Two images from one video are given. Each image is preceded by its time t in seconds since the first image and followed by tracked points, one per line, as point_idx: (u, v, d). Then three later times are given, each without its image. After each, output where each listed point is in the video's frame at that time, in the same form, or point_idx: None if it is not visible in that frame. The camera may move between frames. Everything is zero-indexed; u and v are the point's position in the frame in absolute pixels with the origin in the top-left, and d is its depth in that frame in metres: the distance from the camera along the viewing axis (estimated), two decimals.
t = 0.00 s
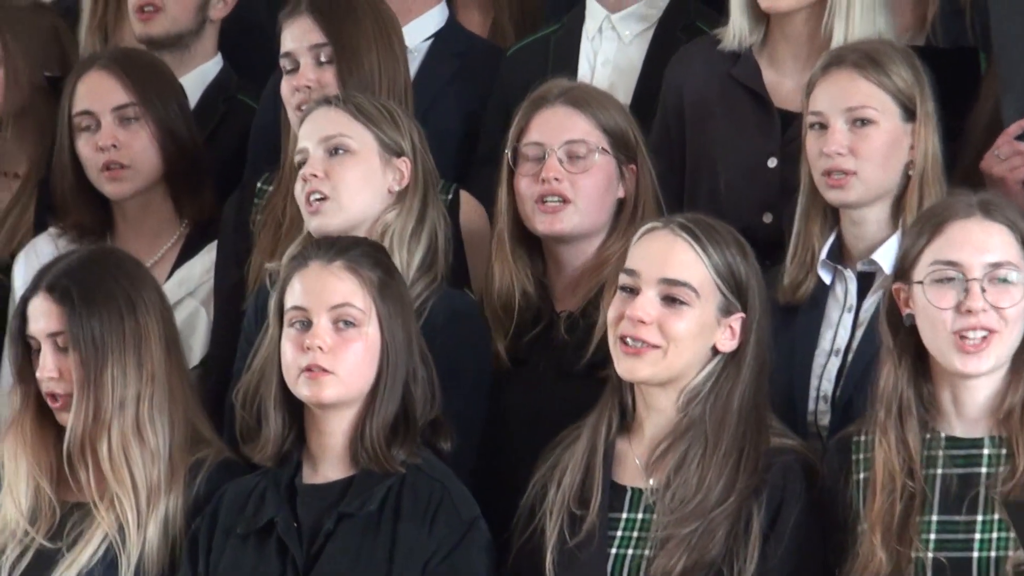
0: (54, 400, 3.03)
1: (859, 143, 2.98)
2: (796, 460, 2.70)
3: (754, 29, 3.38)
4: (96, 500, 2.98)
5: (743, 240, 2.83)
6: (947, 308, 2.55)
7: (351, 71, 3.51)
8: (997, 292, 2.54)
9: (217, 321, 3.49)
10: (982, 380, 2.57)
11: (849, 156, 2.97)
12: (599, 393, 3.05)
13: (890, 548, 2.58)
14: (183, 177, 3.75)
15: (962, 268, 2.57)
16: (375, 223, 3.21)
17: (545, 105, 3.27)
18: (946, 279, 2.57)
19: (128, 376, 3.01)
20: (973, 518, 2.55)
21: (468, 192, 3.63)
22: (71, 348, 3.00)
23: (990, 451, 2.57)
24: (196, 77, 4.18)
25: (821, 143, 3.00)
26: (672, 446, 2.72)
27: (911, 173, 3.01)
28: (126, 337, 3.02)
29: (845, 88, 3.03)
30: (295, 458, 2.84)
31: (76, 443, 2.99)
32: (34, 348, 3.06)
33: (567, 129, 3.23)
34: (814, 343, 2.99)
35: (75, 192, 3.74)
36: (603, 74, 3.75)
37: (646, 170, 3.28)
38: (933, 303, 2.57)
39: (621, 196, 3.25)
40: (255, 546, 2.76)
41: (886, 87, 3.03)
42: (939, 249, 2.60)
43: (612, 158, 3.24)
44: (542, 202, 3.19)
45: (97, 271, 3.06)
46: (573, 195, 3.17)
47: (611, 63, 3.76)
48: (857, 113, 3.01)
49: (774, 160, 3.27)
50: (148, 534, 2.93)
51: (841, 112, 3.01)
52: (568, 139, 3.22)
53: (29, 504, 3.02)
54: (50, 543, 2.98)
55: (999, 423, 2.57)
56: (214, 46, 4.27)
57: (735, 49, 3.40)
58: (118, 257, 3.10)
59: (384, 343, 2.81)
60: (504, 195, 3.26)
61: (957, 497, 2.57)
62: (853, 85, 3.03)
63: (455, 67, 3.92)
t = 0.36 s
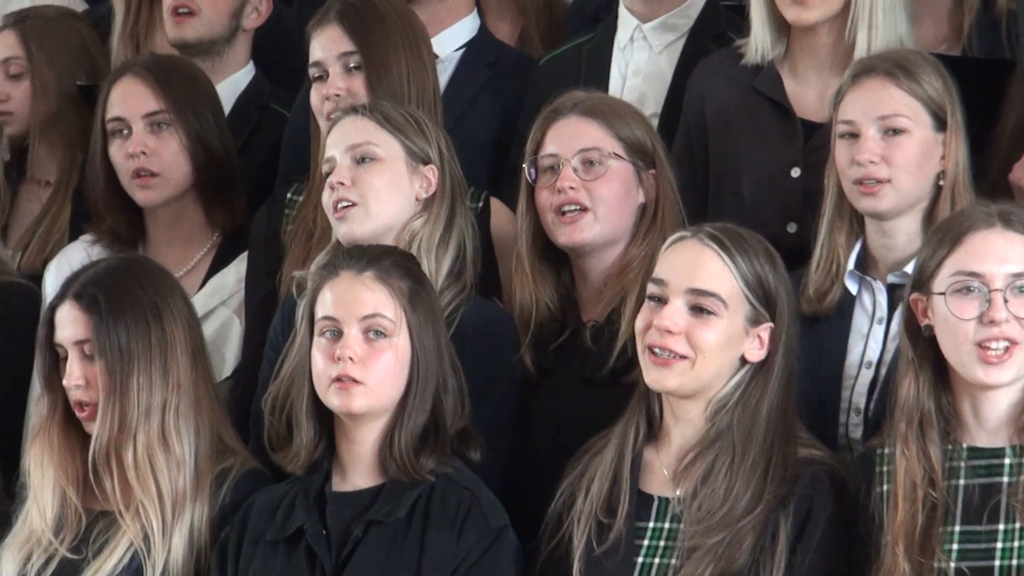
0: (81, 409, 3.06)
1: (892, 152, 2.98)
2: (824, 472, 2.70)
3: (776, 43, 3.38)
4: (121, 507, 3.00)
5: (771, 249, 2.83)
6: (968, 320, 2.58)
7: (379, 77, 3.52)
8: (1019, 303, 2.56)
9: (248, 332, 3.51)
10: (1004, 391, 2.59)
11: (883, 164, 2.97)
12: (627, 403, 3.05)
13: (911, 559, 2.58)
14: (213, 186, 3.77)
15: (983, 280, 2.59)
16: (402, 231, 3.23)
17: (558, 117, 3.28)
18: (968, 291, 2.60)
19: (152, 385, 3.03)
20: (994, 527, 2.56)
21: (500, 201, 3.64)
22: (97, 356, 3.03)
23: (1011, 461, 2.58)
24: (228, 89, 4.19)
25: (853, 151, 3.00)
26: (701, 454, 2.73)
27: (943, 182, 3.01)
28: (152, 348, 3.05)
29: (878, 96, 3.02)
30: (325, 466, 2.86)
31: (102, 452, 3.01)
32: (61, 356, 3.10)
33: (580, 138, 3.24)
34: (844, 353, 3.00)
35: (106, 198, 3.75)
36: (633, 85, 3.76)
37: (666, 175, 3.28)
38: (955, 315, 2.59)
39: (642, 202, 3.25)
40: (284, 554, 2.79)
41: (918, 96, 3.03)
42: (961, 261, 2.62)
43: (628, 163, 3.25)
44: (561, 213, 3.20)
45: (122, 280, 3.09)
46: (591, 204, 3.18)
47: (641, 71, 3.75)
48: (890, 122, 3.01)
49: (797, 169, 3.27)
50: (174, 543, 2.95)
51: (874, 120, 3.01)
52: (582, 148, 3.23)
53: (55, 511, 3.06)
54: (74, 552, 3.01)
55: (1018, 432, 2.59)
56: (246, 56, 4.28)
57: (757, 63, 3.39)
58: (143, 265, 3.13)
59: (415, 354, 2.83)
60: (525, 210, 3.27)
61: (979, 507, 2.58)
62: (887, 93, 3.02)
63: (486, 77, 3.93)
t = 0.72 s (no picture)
0: (107, 391, 3.08)
1: (932, 161, 2.97)
2: (850, 471, 2.71)
3: (797, 48, 3.37)
4: (146, 507, 3.02)
5: (798, 249, 2.83)
6: (972, 318, 2.57)
7: (412, 75, 3.53)
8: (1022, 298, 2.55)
9: (280, 333, 3.53)
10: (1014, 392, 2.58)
11: (923, 175, 2.96)
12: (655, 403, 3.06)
13: (918, 566, 2.60)
14: (243, 188, 3.78)
15: (984, 278, 2.59)
16: (428, 233, 3.23)
17: (587, 115, 3.30)
18: (970, 291, 2.60)
19: (187, 383, 3.05)
20: (1006, 529, 2.57)
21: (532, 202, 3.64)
22: (136, 337, 3.06)
23: None
24: (262, 86, 4.20)
25: (892, 161, 2.98)
26: (728, 455, 2.72)
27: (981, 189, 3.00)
28: (185, 346, 3.07)
29: (916, 107, 3.01)
30: (352, 468, 2.86)
31: (131, 437, 3.04)
32: (96, 334, 3.12)
33: (605, 134, 3.25)
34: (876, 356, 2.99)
35: (137, 197, 3.77)
36: (666, 86, 3.77)
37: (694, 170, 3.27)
38: (959, 315, 2.59)
39: (669, 196, 3.24)
40: (312, 555, 2.80)
41: (954, 101, 3.02)
42: (963, 262, 2.63)
43: (655, 158, 3.24)
44: (589, 211, 3.21)
45: (168, 273, 3.13)
46: (616, 200, 3.18)
47: (675, 73, 3.77)
48: (929, 132, 2.99)
49: (822, 168, 3.26)
50: (196, 543, 2.96)
51: (913, 131, 3.00)
52: (607, 144, 3.24)
53: (75, 513, 3.06)
54: (97, 549, 3.02)
55: None
56: (276, 57, 4.29)
57: (779, 65, 3.38)
58: (186, 263, 3.16)
59: (440, 356, 2.84)
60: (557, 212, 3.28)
61: (994, 511, 2.59)
62: (925, 103, 3.01)
63: (517, 79, 3.93)
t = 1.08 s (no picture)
0: (141, 373, 3.09)
1: (974, 158, 2.94)
2: (882, 471, 2.68)
3: (830, 50, 3.36)
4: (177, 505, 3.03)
5: (828, 249, 2.81)
6: (983, 316, 2.58)
7: (442, 75, 3.52)
8: None
9: (310, 334, 3.53)
10: None
11: (964, 170, 2.93)
12: (684, 404, 3.05)
13: (944, 566, 2.59)
14: (271, 188, 3.78)
15: (996, 275, 2.59)
16: (460, 233, 3.22)
17: (618, 115, 3.29)
18: (983, 288, 2.60)
19: (234, 386, 3.09)
20: None
21: (562, 202, 3.63)
22: (188, 331, 3.09)
23: None
24: (292, 86, 4.21)
25: (934, 153, 2.96)
26: (758, 455, 2.71)
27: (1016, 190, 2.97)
28: (233, 340, 3.11)
29: (963, 102, 2.98)
30: (380, 466, 2.86)
31: (183, 436, 3.05)
32: (142, 321, 3.14)
33: (636, 136, 3.24)
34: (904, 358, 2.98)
35: (166, 197, 3.78)
36: (697, 87, 3.75)
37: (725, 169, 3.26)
38: (975, 313, 2.60)
39: (701, 197, 3.24)
40: (339, 555, 2.81)
41: (999, 101, 2.99)
42: (980, 260, 2.63)
43: (686, 160, 3.24)
44: (622, 213, 3.20)
45: (223, 275, 3.17)
46: (650, 203, 3.18)
47: (704, 73, 3.75)
48: (974, 129, 2.97)
49: (853, 166, 3.25)
50: (223, 545, 2.96)
51: (959, 125, 2.97)
52: (639, 146, 3.23)
53: (110, 503, 3.07)
54: (124, 549, 3.02)
55: None
56: (306, 56, 4.29)
57: (814, 68, 3.37)
58: (236, 269, 3.21)
59: (471, 355, 2.84)
60: (586, 211, 3.27)
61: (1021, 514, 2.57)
62: (971, 99, 2.99)
63: (547, 79, 3.92)
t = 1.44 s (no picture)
0: (170, 379, 3.11)
1: (1000, 155, 2.92)
2: (916, 473, 2.68)
3: (873, 50, 3.36)
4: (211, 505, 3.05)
5: (861, 252, 2.81)
6: None
7: (477, 77, 3.54)
8: None
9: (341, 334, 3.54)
10: None
11: (990, 167, 2.92)
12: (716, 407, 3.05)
13: (980, 563, 2.59)
14: (305, 190, 3.79)
15: None
16: (495, 234, 3.23)
17: (648, 117, 3.30)
18: None
19: (261, 382, 3.10)
20: None
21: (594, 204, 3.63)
22: (210, 332, 3.10)
23: None
24: (325, 91, 4.22)
25: (960, 152, 2.95)
26: (791, 458, 2.72)
27: None
28: (262, 342, 3.12)
29: (987, 99, 2.97)
30: (412, 469, 2.88)
31: (207, 434, 3.07)
32: (166, 328, 3.16)
33: (663, 137, 3.25)
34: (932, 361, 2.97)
35: (201, 199, 3.81)
36: (727, 87, 3.76)
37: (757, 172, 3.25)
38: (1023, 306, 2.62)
39: (730, 199, 3.23)
40: (373, 555, 2.83)
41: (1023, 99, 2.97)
42: None
43: (716, 160, 3.23)
44: (648, 212, 3.21)
45: (245, 273, 3.18)
46: (676, 202, 3.18)
47: (734, 75, 3.75)
48: (998, 126, 2.95)
49: (895, 170, 3.25)
50: (257, 544, 2.98)
51: (983, 123, 2.96)
52: (666, 146, 3.24)
53: (142, 509, 3.09)
54: (158, 556, 3.03)
55: None
56: (340, 59, 4.30)
57: (854, 70, 3.37)
58: (259, 266, 3.22)
59: (507, 357, 2.85)
60: (617, 210, 3.29)
61: None
62: (994, 96, 2.97)
63: (581, 80, 3.93)
